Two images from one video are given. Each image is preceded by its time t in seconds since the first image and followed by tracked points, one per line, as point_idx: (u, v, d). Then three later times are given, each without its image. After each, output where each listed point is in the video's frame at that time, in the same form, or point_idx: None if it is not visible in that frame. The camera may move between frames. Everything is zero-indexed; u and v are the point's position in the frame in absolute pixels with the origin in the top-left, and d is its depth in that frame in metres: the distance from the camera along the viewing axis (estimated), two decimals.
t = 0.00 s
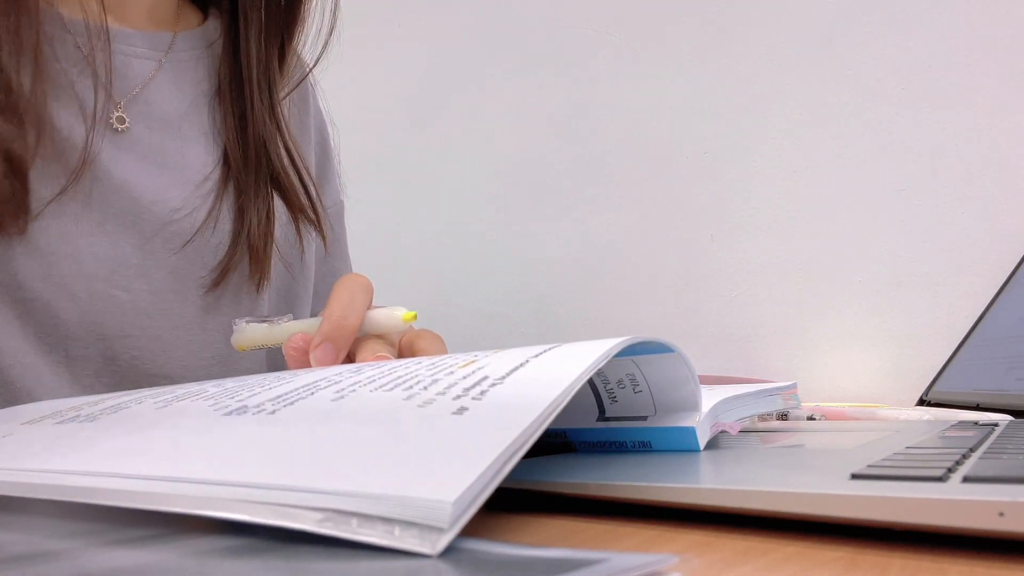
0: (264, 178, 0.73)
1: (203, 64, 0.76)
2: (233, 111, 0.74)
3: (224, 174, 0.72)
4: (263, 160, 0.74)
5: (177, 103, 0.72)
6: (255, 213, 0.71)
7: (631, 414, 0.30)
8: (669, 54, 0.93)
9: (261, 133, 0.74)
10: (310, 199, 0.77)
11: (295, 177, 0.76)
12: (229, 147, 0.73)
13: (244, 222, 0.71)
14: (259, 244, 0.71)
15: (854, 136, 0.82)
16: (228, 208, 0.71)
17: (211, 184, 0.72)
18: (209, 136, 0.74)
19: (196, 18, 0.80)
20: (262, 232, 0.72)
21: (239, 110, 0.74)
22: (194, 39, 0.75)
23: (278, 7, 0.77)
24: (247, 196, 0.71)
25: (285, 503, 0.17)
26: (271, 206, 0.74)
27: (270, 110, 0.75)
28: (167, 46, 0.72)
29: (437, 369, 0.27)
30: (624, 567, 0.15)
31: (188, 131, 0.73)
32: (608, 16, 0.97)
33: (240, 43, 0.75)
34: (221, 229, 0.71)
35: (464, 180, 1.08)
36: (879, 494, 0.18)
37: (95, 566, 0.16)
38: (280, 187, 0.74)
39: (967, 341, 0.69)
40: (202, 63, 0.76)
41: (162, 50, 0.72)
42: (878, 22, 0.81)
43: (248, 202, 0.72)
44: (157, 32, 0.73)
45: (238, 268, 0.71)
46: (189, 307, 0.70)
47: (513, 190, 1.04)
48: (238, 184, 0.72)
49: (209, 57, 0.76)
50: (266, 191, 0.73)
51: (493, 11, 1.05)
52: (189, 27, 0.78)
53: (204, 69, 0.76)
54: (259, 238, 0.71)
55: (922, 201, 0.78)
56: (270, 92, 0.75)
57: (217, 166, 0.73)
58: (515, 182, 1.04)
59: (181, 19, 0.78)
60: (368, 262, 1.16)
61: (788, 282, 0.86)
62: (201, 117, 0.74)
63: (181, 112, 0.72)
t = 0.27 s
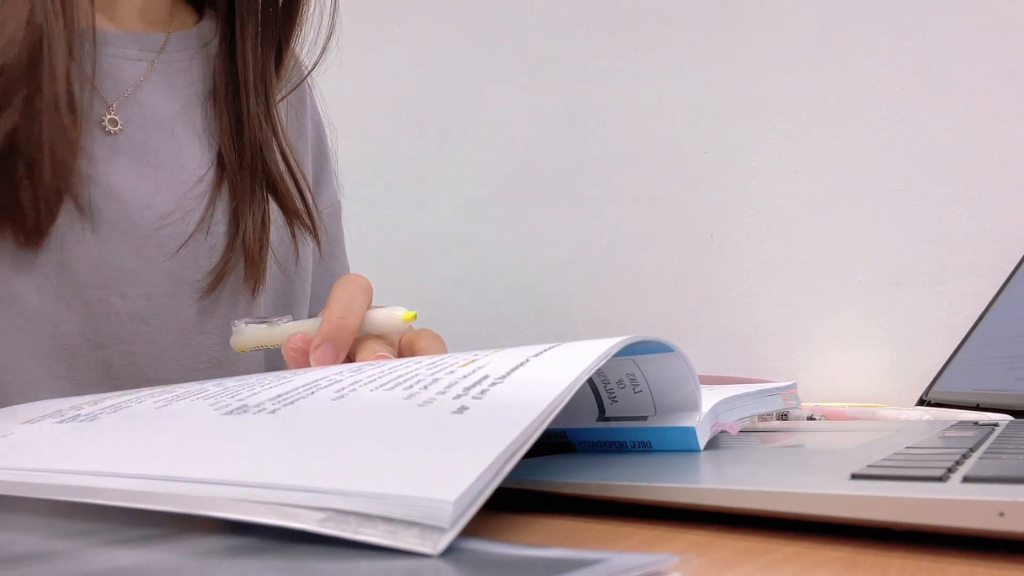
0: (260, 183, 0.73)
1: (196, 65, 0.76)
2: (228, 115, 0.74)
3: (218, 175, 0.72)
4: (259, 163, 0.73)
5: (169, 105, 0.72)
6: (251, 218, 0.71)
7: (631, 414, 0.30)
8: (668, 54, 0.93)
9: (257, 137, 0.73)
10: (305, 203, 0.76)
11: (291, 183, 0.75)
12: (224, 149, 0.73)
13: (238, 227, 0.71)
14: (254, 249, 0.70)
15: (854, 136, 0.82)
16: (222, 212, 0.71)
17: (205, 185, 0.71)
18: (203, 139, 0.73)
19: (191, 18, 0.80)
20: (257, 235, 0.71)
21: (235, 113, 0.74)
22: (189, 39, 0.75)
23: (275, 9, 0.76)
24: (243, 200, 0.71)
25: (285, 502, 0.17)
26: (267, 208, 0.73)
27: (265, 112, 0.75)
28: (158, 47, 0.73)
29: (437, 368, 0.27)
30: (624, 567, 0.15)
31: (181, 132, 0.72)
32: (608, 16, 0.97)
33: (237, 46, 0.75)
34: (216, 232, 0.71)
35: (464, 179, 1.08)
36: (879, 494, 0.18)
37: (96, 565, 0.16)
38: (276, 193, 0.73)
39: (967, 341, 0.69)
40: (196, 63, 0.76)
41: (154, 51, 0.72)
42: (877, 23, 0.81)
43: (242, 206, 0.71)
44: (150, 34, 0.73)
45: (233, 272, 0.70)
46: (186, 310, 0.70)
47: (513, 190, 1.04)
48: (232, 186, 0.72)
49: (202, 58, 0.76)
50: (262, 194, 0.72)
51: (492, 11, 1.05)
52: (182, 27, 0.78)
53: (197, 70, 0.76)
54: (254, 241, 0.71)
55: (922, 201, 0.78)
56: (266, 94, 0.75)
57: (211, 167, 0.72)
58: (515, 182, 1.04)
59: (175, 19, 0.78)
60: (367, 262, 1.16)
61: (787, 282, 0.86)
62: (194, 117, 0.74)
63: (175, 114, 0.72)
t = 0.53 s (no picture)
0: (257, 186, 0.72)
1: (194, 64, 0.76)
2: (225, 116, 0.74)
3: (215, 175, 0.72)
4: (257, 164, 0.73)
5: (163, 102, 0.74)
6: (247, 218, 0.71)
7: (631, 414, 0.30)
8: (668, 54, 0.93)
9: (253, 138, 0.73)
10: (302, 205, 0.75)
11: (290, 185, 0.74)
12: (222, 150, 0.73)
13: (236, 229, 0.71)
14: (250, 249, 0.71)
15: (854, 136, 0.82)
16: (218, 213, 0.72)
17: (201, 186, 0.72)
18: (198, 140, 0.74)
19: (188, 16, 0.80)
20: (254, 237, 0.71)
21: (231, 113, 0.74)
22: (188, 38, 0.76)
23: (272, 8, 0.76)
24: (239, 201, 0.71)
25: (284, 502, 0.17)
26: (263, 210, 0.73)
27: (263, 112, 0.74)
28: (155, 47, 0.74)
29: (436, 369, 0.27)
30: (624, 567, 0.15)
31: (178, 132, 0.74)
32: (607, 16, 0.97)
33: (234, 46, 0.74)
34: (213, 234, 0.72)
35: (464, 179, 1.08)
36: (880, 494, 0.18)
37: (96, 566, 0.16)
38: (273, 194, 0.73)
39: (967, 341, 0.69)
40: (194, 61, 0.76)
41: (151, 51, 0.74)
42: (877, 22, 0.81)
43: (239, 207, 0.71)
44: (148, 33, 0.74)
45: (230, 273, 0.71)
46: (183, 313, 0.70)
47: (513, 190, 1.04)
48: (229, 187, 0.71)
49: (199, 58, 0.77)
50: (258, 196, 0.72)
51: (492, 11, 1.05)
52: (179, 26, 0.78)
53: (195, 70, 0.76)
54: (250, 244, 0.71)
55: (922, 201, 0.78)
56: (264, 95, 0.75)
57: (208, 167, 0.73)
58: (515, 182, 1.04)
59: (174, 18, 0.78)
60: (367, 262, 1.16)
61: (787, 282, 0.86)
62: (190, 116, 0.75)
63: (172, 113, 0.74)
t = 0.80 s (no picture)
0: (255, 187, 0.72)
1: (192, 65, 0.77)
2: (224, 116, 0.74)
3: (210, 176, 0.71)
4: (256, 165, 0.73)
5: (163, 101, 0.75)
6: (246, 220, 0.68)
7: (631, 414, 0.30)
8: (668, 54, 0.93)
9: (252, 138, 0.73)
10: (301, 206, 0.74)
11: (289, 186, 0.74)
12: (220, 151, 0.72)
13: (234, 230, 0.68)
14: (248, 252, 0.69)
15: (853, 136, 0.82)
16: (216, 218, 0.70)
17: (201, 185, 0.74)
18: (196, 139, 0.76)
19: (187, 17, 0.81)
20: (252, 237, 0.69)
21: (228, 114, 0.74)
22: (187, 39, 0.78)
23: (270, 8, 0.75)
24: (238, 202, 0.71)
25: (286, 503, 0.17)
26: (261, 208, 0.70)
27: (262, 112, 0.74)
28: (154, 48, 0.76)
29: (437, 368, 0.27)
30: (624, 567, 0.15)
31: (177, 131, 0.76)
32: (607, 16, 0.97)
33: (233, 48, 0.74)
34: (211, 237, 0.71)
35: (464, 179, 1.08)
36: (880, 494, 0.18)
37: (95, 565, 0.16)
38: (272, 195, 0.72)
39: (967, 340, 0.69)
40: (192, 62, 0.78)
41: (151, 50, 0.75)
42: (877, 22, 0.81)
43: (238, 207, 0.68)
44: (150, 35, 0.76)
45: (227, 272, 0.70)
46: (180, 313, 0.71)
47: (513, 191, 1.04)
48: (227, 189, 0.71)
49: (197, 57, 0.78)
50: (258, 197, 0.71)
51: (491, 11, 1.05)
52: (177, 27, 0.79)
53: (192, 71, 0.78)
54: (247, 245, 0.69)
55: (922, 201, 0.78)
56: (262, 95, 0.74)
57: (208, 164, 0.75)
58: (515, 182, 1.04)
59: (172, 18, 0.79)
60: (367, 262, 1.16)
61: (787, 282, 0.86)
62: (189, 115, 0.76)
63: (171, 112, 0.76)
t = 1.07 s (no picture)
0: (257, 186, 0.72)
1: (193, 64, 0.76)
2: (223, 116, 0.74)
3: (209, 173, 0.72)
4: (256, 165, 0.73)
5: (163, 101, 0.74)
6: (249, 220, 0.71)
7: (631, 414, 0.30)
8: (668, 53, 0.93)
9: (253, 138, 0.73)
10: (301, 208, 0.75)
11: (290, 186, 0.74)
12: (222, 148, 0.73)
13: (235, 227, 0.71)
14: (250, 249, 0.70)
15: (853, 136, 0.82)
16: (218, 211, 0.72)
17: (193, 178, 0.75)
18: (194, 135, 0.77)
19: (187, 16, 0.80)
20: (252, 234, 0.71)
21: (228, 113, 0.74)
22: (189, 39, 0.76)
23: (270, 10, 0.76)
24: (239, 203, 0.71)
25: (289, 503, 0.17)
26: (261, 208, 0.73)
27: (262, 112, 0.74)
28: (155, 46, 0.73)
29: (437, 368, 0.27)
30: (624, 567, 0.15)
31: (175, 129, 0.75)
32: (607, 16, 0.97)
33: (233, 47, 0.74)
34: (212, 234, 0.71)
35: (464, 179, 1.08)
36: (879, 494, 0.18)
37: (95, 565, 0.16)
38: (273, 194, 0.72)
39: (967, 340, 0.69)
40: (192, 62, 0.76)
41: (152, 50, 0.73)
42: (876, 22, 0.81)
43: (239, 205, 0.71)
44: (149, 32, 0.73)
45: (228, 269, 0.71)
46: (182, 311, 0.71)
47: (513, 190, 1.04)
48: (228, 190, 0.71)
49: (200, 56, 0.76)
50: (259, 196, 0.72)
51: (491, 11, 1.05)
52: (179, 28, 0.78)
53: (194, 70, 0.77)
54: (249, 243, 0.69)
55: (922, 201, 0.78)
56: (263, 95, 0.75)
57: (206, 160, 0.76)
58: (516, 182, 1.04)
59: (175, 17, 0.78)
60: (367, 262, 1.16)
61: (786, 282, 0.86)
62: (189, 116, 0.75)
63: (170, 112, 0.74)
